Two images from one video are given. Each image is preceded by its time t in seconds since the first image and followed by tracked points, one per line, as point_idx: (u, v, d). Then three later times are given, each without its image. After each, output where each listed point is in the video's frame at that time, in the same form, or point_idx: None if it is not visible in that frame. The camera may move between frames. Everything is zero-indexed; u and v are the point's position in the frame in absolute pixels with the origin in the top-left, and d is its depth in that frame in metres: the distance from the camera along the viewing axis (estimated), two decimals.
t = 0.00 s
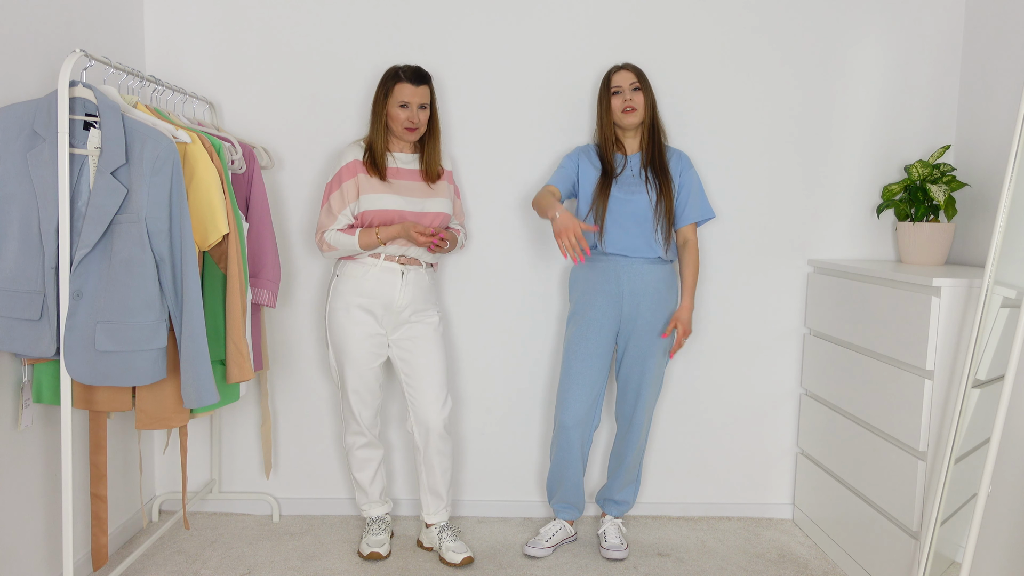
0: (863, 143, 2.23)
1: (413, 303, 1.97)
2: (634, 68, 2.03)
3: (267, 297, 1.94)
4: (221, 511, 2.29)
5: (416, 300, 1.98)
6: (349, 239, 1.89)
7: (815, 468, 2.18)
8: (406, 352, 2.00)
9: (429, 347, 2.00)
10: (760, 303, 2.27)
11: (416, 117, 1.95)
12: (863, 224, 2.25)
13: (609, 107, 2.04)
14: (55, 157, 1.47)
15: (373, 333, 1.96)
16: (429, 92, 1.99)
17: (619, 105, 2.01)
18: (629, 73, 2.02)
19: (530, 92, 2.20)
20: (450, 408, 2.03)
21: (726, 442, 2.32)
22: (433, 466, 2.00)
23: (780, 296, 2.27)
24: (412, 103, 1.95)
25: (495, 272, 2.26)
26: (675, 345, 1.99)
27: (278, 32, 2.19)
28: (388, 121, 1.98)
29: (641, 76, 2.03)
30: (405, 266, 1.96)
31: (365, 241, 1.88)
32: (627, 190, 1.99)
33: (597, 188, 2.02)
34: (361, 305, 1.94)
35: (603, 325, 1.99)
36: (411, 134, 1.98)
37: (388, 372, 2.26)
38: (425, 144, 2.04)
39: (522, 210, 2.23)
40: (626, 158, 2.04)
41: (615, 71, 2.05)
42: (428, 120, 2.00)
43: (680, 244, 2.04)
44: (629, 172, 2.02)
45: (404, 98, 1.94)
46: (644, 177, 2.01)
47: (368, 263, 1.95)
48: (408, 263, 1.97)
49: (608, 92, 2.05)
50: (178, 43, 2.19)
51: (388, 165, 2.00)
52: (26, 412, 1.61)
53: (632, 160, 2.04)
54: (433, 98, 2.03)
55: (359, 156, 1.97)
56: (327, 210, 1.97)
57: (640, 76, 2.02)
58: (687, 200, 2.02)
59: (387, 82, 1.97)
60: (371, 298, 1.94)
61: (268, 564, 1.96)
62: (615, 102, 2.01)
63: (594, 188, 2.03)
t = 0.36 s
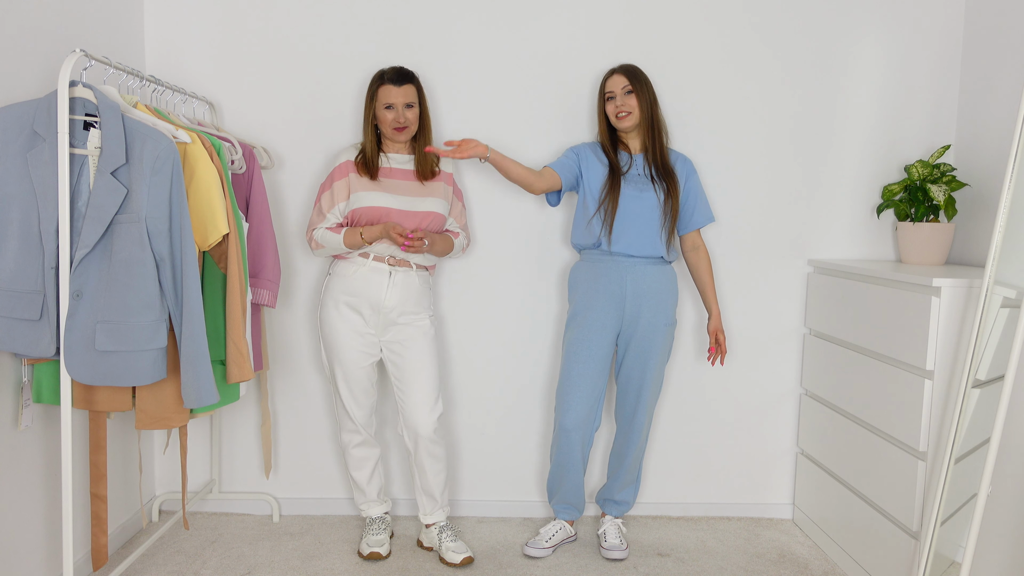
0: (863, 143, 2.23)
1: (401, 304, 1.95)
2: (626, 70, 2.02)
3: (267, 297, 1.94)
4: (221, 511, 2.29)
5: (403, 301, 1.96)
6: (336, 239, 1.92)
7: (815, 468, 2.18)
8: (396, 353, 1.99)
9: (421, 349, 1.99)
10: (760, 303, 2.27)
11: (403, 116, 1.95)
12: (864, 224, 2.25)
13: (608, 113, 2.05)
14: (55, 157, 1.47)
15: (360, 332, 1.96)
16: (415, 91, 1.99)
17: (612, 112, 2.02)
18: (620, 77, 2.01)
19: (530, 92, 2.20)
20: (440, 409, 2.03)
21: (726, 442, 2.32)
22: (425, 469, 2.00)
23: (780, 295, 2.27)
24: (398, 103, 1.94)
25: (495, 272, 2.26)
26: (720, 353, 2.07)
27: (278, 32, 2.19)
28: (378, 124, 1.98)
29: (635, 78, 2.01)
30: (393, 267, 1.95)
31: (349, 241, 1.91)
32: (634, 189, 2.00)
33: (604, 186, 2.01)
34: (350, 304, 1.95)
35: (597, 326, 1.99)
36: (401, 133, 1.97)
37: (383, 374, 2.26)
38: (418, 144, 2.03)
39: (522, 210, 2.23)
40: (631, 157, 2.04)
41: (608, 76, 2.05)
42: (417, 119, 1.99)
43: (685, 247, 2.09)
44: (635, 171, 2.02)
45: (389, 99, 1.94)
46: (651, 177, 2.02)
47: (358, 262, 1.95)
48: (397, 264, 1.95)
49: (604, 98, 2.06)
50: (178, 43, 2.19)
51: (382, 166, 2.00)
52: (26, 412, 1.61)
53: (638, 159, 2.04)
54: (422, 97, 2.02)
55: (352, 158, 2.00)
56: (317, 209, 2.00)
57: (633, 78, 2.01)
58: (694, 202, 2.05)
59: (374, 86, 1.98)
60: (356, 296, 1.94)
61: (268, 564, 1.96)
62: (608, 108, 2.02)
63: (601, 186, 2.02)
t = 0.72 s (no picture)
0: (864, 143, 2.23)
1: (390, 305, 1.95)
2: (628, 71, 2.01)
3: (267, 297, 1.94)
4: (221, 511, 2.29)
5: (392, 302, 1.96)
6: (327, 240, 1.93)
7: (815, 468, 2.18)
8: (386, 355, 1.98)
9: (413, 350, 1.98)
10: (760, 303, 2.27)
11: (391, 123, 1.94)
12: (864, 224, 2.25)
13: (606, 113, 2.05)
14: (55, 157, 1.47)
15: (350, 330, 1.96)
16: (407, 95, 1.97)
17: (609, 113, 2.02)
18: (621, 79, 2.00)
19: (530, 92, 2.20)
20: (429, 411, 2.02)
21: (726, 442, 2.32)
22: (416, 469, 1.99)
23: (779, 296, 2.27)
24: (387, 110, 1.94)
25: (495, 272, 2.26)
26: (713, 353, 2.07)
27: (278, 32, 2.19)
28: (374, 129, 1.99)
29: (636, 79, 2.00)
30: (383, 268, 1.95)
31: (339, 243, 1.91)
32: (630, 190, 2.00)
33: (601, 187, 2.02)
34: (340, 304, 1.95)
35: (592, 326, 1.99)
36: (395, 138, 1.97)
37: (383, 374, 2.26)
38: (417, 147, 2.02)
39: (522, 210, 2.23)
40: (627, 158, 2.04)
41: (610, 76, 2.04)
42: (409, 123, 1.97)
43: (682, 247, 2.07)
44: (632, 171, 2.02)
45: (379, 107, 1.94)
46: (648, 177, 2.01)
47: (349, 262, 1.97)
48: (387, 266, 1.95)
49: (604, 98, 2.05)
50: (178, 43, 2.19)
51: (380, 168, 2.01)
52: (26, 412, 1.61)
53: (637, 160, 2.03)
54: (415, 99, 2.00)
55: (350, 160, 2.02)
56: (314, 210, 2.02)
57: (633, 80, 2.00)
58: (692, 201, 2.04)
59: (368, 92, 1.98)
60: (344, 295, 1.95)
61: (268, 564, 1.96)
62: (607, 109, 2.02)
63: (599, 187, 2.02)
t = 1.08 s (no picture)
0: (864, 143, 2.23)
1: (393, 304, 1.96)
2: (628, 72, 2.00)
3: (267, 297, 1.94)
4: (221, 511, 2.29)
5: (395, 301, 1.96)
6: (329, 241, 1.93)
7: (815, 468, 2.18)
8: (391, 353, 1.99)
9: (413, 350, 1.99)
10: (759, 303, 2.27)
11: (387, 122, 1.94)
12: (864, 224, 2.25)
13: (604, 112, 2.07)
14: (55, 157, 1.47)
15: (353, 330, 1.96)
16: (400, 94, 1.98)
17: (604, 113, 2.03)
18: (619, 79, 2.00)
19: (530, 92, 2.20)
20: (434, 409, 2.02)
21: (726, 442, 2.32)
22: (416, 467, 2.00)
23: (779, 296, 2.27)
24: (382, 109, 1.94)
25: (494, 272, 2.26)
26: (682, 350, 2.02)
27: (278, 32, 2.19)
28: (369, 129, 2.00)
29: (633, 80, 1.99)
30: (385, 267, 1.95)
31: (341, 244, 1.92)
32: (624, 189, 2.00)
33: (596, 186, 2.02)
34: (344, 303, 1.95)
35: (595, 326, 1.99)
36: (392, 137, 1.98)
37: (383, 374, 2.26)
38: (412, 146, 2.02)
39: (522, 210, 2.23)
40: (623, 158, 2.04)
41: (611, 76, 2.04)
42: (404, 121, 1.98)
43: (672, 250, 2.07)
44: (627, 172, 2.02)
45: (373, 106, 1.94)
46: (642, 178, 2.01)
47: (351, 262, 1.96)
48: (390, 265, 1.95)
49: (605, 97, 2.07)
50: (178, 43, 2.19)
51: (377, 168, 2.01)
52: (26, 412, 1.61)
53: (633, 160, 2.03)
54: (408, 98, 2.00)
55: (348, 160, 2.02)
56: (314, 211, 2.02)
57: (630, 81, 1.99)
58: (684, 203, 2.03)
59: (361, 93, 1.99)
60: (348, 295, 1.95)
61: (268, 564, 1.96)
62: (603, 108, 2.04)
63: (593, 185, 2.03)
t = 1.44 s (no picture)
0: (864, 143, 2.23)
1: (403, 303, 1.97)
2: (605, 74, 2.01)
3: (267, 297, 1.94)
4: (221, 511, 2.29)
5: (404, 300, 1.98)
6: (337, 242, 1.92)
7: (815, 468, 2.18)
8: (398, 351, 2.00)
9: (416, 348, 2.00)
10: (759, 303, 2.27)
11: (382, 117, 1.96)
12: (864, 224, 2.25)
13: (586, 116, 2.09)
14: (55, 157, 1.47)
15: (361, 331, 1.96)
16: (392, 90, 2.00)
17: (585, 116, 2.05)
18: (596, 82, 2.01)
19: (530, 92, 2.20)
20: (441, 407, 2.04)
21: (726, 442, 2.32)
22: (423, 464, 2.00)
23: (779, 296, 2.27)
24: (377, 105, 1.96)
25: (494, 272, 2.26)
26: (698, 341, 2.04)
27: (278, 32, 2.19)
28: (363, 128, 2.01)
29: (609, 82, 2.00)
30: (395, 265, 1.97)
31: (350, 244, 1.91)
32: (618, 192, 2.01)
33: (591, 190, 2.03)
34: (356, 302, 1.95)
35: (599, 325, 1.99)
36: (387, 134, 1.99)
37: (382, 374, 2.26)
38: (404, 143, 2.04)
39: (522, 210, 2.23)
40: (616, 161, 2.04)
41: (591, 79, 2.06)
42: (399, 116, 2.00)
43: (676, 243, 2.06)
44: (620, 176, 2.03)
45: (368, 103, 1.96)
46: (636, 180, 2.01)
47: (358, 261, 1.95)
48: (398, 262, 1.97)
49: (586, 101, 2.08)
50: (178, 43, 2.19)
51: (375, 167, 2.02)
52: (26, 412, 1.61)
53: (626, 163, 2.04)
54: (400, 94, 2.03)
55: (347, 161, 2.01)
56: (314, 213, 2.00)
57: (607, 83, 2.00)
58: (679, 198, 2.02)
59: (353, 92, 2.00)
60: (357, 295, 1.94)
61: (268, 564, 1.96)
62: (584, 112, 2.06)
63: (589, 189, 2.04)
